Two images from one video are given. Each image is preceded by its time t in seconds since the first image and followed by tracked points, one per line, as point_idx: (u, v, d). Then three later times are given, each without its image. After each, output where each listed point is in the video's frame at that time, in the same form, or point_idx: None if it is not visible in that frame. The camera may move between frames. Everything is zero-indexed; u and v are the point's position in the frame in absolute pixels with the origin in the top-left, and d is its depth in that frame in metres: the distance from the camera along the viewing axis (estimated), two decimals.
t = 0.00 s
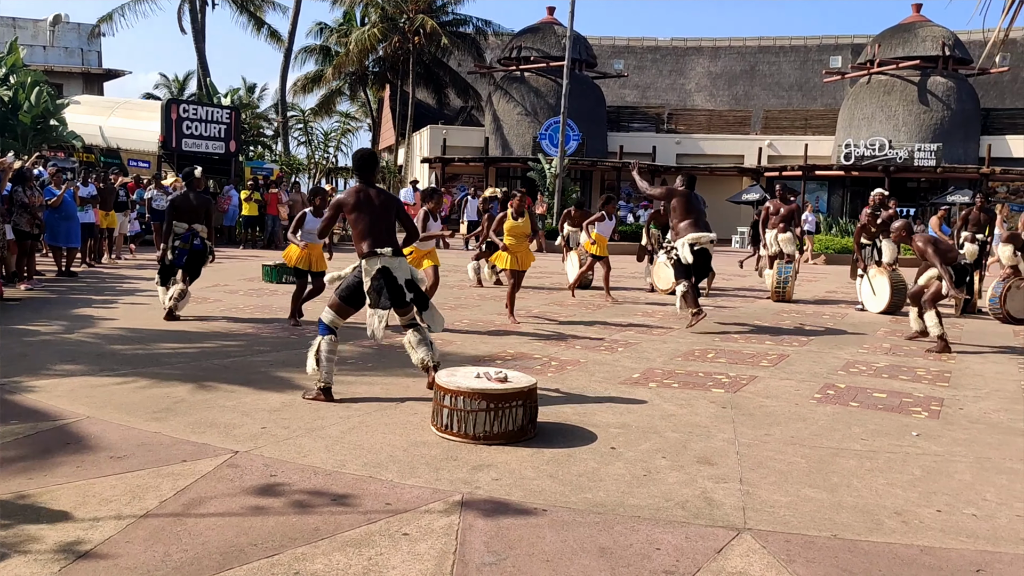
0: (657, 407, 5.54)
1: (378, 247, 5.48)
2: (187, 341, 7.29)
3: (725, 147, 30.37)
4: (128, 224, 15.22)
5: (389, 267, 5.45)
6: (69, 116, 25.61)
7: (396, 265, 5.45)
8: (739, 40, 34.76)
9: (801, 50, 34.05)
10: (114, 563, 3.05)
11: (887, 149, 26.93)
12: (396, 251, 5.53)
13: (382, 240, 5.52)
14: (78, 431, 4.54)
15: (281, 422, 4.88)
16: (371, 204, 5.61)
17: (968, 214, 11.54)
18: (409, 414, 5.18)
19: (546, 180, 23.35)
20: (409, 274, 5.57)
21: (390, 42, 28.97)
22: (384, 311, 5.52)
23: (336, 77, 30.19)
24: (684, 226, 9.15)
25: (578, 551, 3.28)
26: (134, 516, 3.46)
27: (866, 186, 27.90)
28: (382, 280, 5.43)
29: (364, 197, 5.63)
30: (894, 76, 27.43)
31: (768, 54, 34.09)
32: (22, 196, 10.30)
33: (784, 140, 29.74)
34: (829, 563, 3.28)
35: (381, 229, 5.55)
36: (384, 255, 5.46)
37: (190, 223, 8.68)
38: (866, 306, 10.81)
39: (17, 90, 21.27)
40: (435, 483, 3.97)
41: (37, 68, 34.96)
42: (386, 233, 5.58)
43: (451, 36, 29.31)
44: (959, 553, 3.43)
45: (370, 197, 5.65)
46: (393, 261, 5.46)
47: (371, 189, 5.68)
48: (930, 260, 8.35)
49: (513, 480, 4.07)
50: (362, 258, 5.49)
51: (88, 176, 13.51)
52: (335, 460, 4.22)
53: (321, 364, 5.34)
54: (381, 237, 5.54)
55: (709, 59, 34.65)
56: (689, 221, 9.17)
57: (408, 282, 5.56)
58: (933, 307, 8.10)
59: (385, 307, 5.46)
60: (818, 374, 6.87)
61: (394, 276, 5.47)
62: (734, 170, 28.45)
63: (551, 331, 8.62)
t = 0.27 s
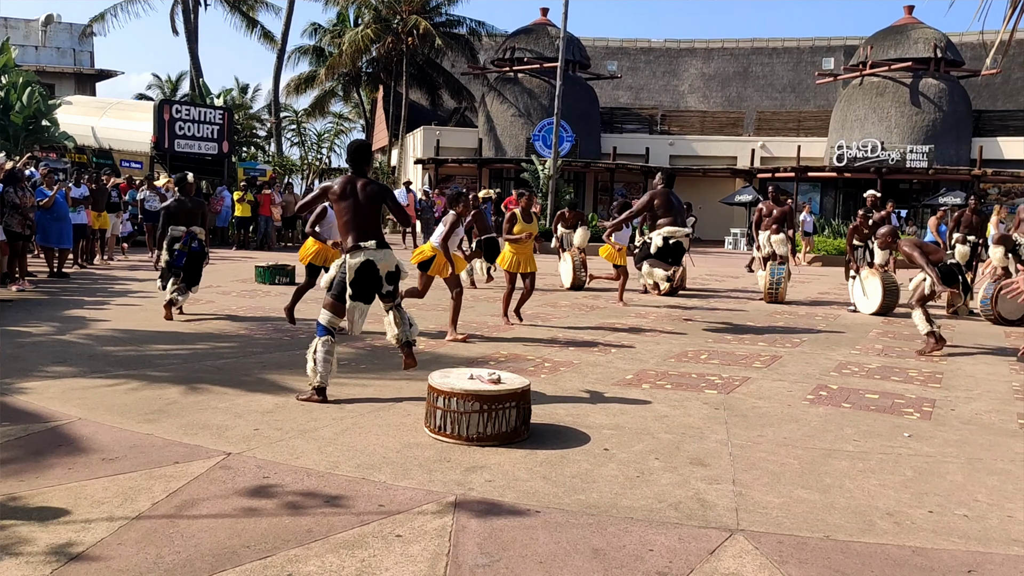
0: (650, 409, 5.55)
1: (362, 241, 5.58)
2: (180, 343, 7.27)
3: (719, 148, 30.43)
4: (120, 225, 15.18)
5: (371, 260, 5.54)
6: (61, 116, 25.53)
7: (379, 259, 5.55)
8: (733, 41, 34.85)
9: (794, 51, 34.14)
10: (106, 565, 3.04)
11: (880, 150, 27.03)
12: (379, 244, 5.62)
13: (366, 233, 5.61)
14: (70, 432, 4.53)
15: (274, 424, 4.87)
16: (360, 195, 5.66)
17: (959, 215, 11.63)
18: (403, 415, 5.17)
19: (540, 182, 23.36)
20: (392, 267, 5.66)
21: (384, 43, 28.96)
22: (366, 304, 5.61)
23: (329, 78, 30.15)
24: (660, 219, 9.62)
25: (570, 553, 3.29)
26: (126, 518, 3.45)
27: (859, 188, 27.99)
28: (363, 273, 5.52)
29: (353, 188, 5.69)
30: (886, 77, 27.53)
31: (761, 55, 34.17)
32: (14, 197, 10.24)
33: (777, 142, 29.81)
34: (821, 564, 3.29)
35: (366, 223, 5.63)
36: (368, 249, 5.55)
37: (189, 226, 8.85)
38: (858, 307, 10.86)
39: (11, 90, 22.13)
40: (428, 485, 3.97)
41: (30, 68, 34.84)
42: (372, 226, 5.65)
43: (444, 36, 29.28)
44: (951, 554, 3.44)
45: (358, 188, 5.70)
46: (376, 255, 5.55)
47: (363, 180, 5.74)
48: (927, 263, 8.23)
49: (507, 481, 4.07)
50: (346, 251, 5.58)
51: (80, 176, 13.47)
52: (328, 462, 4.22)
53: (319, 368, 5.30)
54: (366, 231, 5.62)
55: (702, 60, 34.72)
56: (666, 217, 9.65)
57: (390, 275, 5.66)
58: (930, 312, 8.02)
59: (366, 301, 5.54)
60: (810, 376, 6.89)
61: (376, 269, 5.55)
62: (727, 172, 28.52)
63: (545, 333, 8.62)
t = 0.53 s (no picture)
0: (645, 410, 5.56)
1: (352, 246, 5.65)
2: (174, 344, 7.24)
3: (713, 149, 30.47)
4: (114, 226, 15.13)
5: (360, 264, 5.60)
6: (55, 117, 25.48)
7: (369, 264, 5.62)
8: (727, 43, 34.94)
9: (788, 53, 34.24)
10: (100, 567, 3.04)
11: (874, 152, 27.11)
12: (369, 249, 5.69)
13: (357, 238, 5.68)
14: (65, 434, 4.52)
15: (269, 425, 4.86)
16: (356, 198, 5.70)
17: (954, 217, 11.64)
18: (398, 417, 5.16)
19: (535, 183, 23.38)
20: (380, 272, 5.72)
21: (378, 44, 28.95)
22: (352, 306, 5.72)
23: (324, 79, 30.11)
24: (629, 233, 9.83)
25: (566, 554, 3.29)
26: (121, 519, 3.44)
27: (853, 189, 28.06)
28: (351, 276, 5.58)
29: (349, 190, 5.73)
30: (881, 79, 27.61)
31: (756, 57, 34.26)
32: (7, 197, 10.19)
33: (772, 143, 29.88)
34: (816, 565, 3.29)
35: (358, 226, 5.68)
36: (357, 253, 5.64)
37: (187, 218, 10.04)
38: (852, 308, 10.88)
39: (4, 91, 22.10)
40: (423, 486, 3.97)
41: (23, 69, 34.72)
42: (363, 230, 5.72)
43: (439, 37, 29.24)
44: (946, 556, 3.44)
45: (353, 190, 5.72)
46: (365, 260, 5.61)
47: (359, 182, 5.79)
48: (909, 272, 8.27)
49: (502, 482, 4.07)
50: (335, 253, 5.65)
51: (74, 177, 13.43)
52: (324, 463, 4.21)
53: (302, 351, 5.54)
54: (358, 234, 5.69)
55: (697, 62, 34.80)
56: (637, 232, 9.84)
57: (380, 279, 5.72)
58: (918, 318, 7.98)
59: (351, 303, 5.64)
60: (805, 377, 6.91)
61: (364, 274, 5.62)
62: (722, 173, 28.57)
63: (539, 334, 8.63)
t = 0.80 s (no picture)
0: (642, 411, 5.56)
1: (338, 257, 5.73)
2: (171, 346, 7.23)
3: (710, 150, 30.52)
4: (111, 227, 15.11)
5: (343, 277, 5.72)
6: (51, 118, 25.46)
7: (351, 276, 5.73)
8: (724, 45, 35.01)
9: (784, 54, 34.30)
10: (96, 569, 3.03)
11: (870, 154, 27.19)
12: (354, 259, 5.79)
13: (341, 248, 5.74)
14: (61, 435, 4.51)
15: (266, 427, 4.85)
16: (341, 208, 5.73)
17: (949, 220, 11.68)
18: (395, 418, 5.16)
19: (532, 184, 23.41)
20: (366, 281, 5.84)
21: (375, 45, 28.96)
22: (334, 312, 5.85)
23: (321, 80, 30.11)
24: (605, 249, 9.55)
25: (562, 555, 3.29)
26: (117, 521, 3.43)
27: (849, 191, 28.11)
28: (336, 288, 5.73)
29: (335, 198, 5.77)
30: (877, 81, 27.67)
31: (752, 59, 34.31)
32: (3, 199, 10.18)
33: (768, 145, 29.92)
34: (811, 566, 3.30)
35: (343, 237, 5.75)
36: (341, 265, 5.72)
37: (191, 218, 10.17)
38: (850, 310, 10.89)
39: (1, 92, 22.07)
40: (419, 487, 3.96)
41: (20, 70, 34.68)
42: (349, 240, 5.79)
43: (437, 39, 29.23)
44: (942, 557, 3.45)
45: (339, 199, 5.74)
46: (350, 272, 5.72)
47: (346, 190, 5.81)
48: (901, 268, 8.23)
49: (499, 484, 4.06)
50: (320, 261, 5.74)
51: (71, 179, 13.42)
52: (320, 464, 4.21)
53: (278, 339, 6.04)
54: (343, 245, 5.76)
55: (694, 63, 34.84)
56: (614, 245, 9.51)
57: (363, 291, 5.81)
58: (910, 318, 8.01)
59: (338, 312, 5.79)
60: (801, 378, 6.91)
61: (350, 285, 5.74)
62: (718, 174, 28.61)
63: (537, 335, 8.62)
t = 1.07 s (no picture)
0: (640, 412, 5.56)
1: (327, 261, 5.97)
2: (169, 347, 7.22)
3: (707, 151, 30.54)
4: (108, 228, 15.09)
5: (334, 279, 5.96)
6: (49, 118, 25.44)
7: (341, 278, 5.99)
8: (721, 46, 35.04)
9: (782, 55, 34.33)
10: (94, 570, 3.03)
11: (868, 155, 27.25)
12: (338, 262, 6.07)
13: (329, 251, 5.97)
14: (58, 437, 4.50)
15: (264, 428, 4.85)
16: (326, 212, 5.99)
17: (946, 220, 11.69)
18: (393, 419, 5.16)
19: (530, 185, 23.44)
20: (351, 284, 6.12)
21: (373, 46, 28.96)
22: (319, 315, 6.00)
23: (319, 81, 30.09)
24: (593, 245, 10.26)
25: (561, 557, 3.29)
26: (115, 522, 3.43)
27: (847, 191, 28.13)
28: (330, 290, 5.95)
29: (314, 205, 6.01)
30: (874, 82, 27.70)
31: (749, 59, 34.33)
32: (1, 200, 10.16)
33: (766, 145, 29.93)
34: (810, 566, 3.31)
35: (329, 240, 5.99)
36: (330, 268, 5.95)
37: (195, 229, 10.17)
38: (847, 311, 10.90)
39: None
40: (417, 489, 3.96)
41: (17, 70, 34.64)
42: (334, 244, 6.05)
43: (435, 39, 29.23)
44: (939, 557, 3.46)
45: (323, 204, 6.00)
46: (340, 273, 6.00)
47: (321, 196, 6.08)
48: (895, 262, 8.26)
49: (498, 485, 4.07)
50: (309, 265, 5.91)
51: (68, 179, 13.40)
52: (318, 466, 4.21)
53: (271, 355, 5.89)
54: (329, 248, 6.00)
55: (691, 64, 34.84)
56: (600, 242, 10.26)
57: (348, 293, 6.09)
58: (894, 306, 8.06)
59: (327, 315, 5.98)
60: (799, 379, 6.92)
61: (339, 287, 6.00)
62: (716, 175, 28.63)
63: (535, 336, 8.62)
